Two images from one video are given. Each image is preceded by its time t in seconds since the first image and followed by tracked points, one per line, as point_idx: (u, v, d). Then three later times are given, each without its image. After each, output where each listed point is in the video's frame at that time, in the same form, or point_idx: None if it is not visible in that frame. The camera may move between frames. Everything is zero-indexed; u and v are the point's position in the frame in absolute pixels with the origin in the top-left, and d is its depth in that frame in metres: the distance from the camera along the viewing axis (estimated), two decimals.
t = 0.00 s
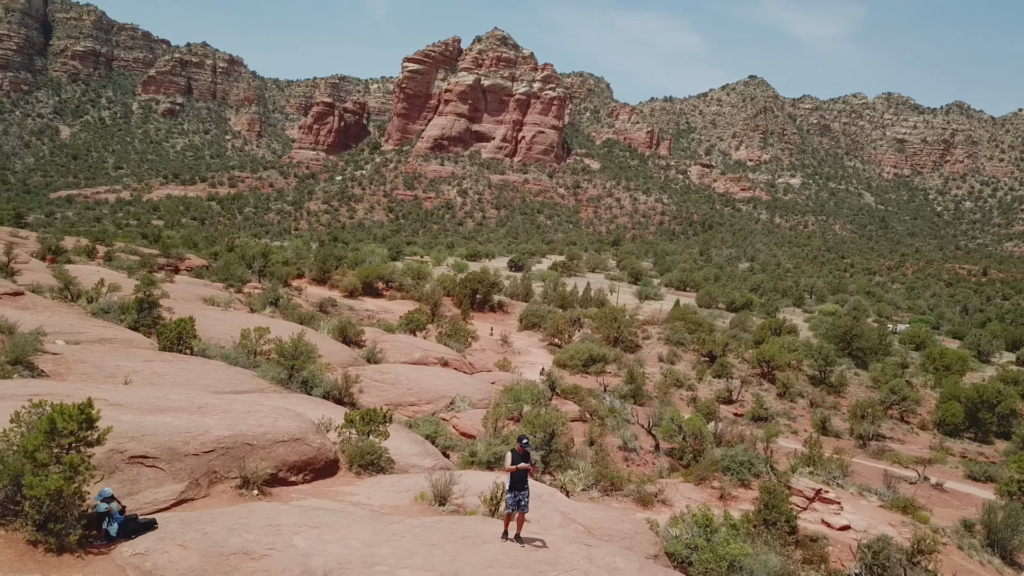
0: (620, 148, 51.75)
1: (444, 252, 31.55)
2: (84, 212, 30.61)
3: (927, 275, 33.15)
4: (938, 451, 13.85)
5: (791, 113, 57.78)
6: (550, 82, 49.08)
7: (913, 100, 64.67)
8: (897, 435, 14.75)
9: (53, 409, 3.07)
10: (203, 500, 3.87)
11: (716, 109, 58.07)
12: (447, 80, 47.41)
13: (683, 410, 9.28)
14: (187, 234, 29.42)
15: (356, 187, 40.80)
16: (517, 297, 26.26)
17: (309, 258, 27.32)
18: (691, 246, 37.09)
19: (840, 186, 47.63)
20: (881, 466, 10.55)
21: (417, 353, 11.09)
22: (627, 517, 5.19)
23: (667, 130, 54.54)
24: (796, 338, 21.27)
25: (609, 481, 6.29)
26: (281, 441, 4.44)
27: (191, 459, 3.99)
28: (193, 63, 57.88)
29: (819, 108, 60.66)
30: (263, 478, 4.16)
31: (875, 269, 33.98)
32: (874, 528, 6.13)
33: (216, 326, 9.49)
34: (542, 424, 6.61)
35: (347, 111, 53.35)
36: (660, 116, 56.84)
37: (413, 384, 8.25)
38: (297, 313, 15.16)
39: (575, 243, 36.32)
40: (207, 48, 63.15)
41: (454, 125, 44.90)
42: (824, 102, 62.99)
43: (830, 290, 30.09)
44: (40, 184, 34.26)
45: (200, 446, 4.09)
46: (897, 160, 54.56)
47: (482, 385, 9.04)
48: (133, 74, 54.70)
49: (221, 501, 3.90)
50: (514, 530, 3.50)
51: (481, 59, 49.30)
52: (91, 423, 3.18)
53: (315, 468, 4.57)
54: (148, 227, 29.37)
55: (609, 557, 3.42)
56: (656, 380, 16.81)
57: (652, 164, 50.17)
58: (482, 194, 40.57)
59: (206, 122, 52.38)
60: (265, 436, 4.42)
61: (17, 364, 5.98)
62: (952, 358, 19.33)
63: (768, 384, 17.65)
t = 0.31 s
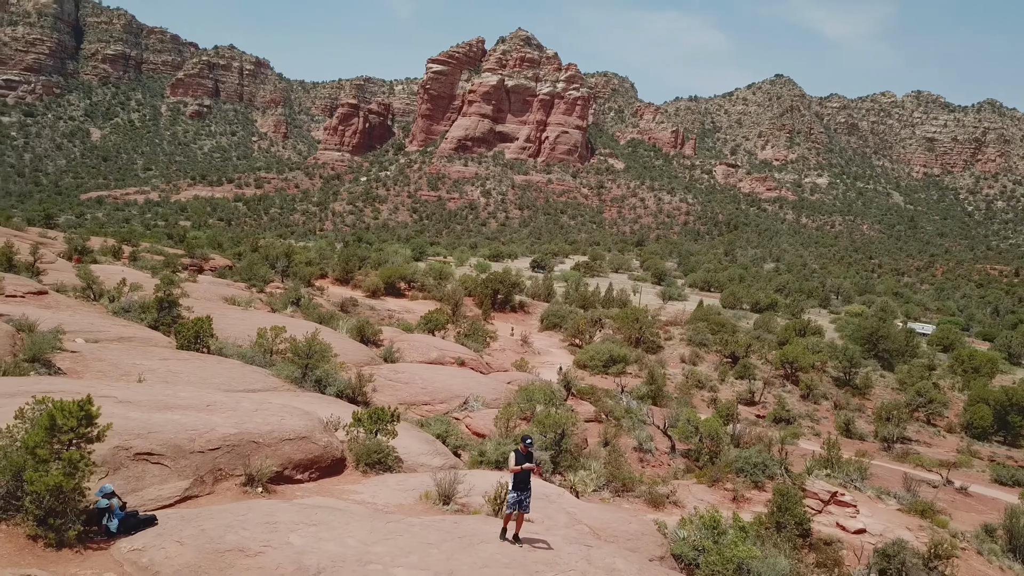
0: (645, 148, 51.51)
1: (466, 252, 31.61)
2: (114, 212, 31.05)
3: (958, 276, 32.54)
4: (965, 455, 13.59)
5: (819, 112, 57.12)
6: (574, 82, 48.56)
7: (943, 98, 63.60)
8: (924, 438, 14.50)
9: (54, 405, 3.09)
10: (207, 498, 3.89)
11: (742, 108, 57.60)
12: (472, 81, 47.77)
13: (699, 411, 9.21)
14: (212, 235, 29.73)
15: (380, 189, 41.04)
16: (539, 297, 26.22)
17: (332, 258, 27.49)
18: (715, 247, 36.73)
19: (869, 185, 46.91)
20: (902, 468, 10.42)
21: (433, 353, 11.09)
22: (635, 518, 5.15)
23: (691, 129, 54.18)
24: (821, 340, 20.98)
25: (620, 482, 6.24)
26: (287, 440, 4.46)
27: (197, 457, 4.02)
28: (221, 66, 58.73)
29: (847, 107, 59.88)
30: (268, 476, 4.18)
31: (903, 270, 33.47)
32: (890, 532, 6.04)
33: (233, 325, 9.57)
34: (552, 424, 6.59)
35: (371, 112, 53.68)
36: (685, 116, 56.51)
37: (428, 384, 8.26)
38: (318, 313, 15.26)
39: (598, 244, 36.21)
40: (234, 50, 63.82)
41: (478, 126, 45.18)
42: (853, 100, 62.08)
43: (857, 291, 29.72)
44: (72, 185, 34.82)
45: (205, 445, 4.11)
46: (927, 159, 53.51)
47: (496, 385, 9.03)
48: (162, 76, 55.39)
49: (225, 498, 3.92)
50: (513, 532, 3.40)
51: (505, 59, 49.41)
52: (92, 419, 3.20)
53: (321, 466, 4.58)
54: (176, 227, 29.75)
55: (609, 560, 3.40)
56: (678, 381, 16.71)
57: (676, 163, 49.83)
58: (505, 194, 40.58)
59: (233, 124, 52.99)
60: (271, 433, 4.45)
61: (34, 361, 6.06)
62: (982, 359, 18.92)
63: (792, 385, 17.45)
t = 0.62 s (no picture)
0: (666, 147, 51.25)
1: (486, 252, 31.63)
2: (138, 213, 31.38)
3: (985, 276, 31.98)
4: (989, 457, 13.34)
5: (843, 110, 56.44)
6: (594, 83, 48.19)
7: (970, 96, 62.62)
8: (946, 440, 14.30)
9: (51, 403, 3.13)
10: (208, 494, 3.91)
11: (764, 107, 57.13)
12: (492, 81, 47.92)
13: (712, 411, 9.14)
14: (234, 235, 29.98)
15: (401, 189, 41.22)
16: (557, 297, 26.15)
17: (352, 258, 27.60)
18: (736, 247, 36.41)
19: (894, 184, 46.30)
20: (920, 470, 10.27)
21: (447, 352, 11.09)
22: (640, 518, 5.11)
23: (713, 129, 53.83)
24: (842, 340, 20.72)
25: (629, 482, 6.20)
26: (291, 438, 4.48)
27: (199, 454, 4.04)
28: (244, 67, 59.34)
29: (872, 105, 59.14)
30: (269, 473, 4.19)
31: (928, 270, 32.99)
32: (902, 535, 5.96)
33: (248, 325, 9.65)
34: (560, 425, 6.56)
35: (392, 113, 53.92)
36: (707, 115, 56.17)
37: (439, 383, 8.27)
38: (335, 312, 15.31)
39: (618, 243, 36.06)
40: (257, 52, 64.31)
41: (497, 126, 45.34)
42: (878, 98, 61.31)
43: (880, 292, 29.34)
44: (97, 186, 35.23)
45: (208, 442, 4.13)
46: (953, 158, 52.68)
47: (508, 385, 9.01)
48: (186, 78, 55.89)
49: (226, 494, 3.94)
50: (510, 531, 3.34)
51: (525, 59, 49.39)
52: (89, 416, 3.24)
53: (325, 464, 4.60)
54: (198, 227, 30.01)
55: (604, 559, 3.37)
56: (696, 381, 16.60)
57: (698, 162, 49.46)
58: (525, 194, 40.55)
59: (255, 125, 53.49)
60: (275, 431, 4.47)
61: (47, 359, 6.14)
62: (1008, 361, 18.58)
63: (812, 386, 17.25)
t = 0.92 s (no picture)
0: (687, 146, 50.91)
1: (505, 252, 31.60)
2: (161, 212, 31.68)
3: (1013, 275, 31.37)
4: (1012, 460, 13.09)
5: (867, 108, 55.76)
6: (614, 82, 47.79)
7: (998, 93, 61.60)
8: (969, 443, 14.07)
9: (47, 400, 3.17)
10: (208, 491, 3.92)
11: (786, 105, 56.62)
12: (512, 81, 48.06)
13: (724, 411, 9.06)
14: (255, 235, 30.18)
15: (421, 189, 41.36)
16: (576, 297, 26.05)
17: (372, 257, 27.67)
18: (758, 246, 36.04)
19: (919, 183, 45.65)
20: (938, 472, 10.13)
21: (460, 351, 11.09)
22: (644, 518, 5.08)
23: (735, 127, 53.43)
24: (864, 341, 20.46)
25: (636, 482, 6.15)
26: (292, 436, 4.50)
27: (199, 451, 4.06)
28: (266, 68, 59.82)
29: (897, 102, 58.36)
30: (270, 471, 4.20)
31: (954, 270, 32.44)
32: (914, 537, 5.86)
33: (261, 324, 9.71)
34: (566, 424, 6.54)
35: (413, 113, 54.06)
36: (728, 114, 55.76)
37: (449, 382, 8.27)
38: (351, 310, 15.35)
39: (639, 243, 35.83)
40: (279, 53, 64.71)
41: (518, 125, 45.41)
42: (903, 96, 60.51)
43: (905, 292, 28.92)
44: (122, 186, 35.58)
45: (210, 438, 4.16)
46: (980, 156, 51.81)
47: (519, 383, 9.00)
48: (209, 79, 56.35)
49: (225, 492, 3.95)
50: (504, 531, 3.32)
51: (545, 59, 49.37)
52: (84, 413, 3.28)
53: (326, 462, 4.61)
54: (219, 226, 30.24)
55: (598, 559, 3.34)
56: (714, 381, 16.45)
57: (720, 161, 49.04)
58: (545, 194, 40.49)
59: (278, 125, 53.88)
60: (276, 429, 4.48)
61: (59, 356, 6.20)
62: None
63: (832, 386, 17.05)
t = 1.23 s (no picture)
0: (708, 145, 50.56)
1: (524, 252, 31.56)
2: (185, 212, 32.02)
3: None
4: None
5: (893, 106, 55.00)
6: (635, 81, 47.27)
7: None
8: (993, 445, 13.83)
9: (47, 397, 3.20)
10: (210, 488, 3.94)
11: (809, 103, 56.09)
12: (533, 80, 48.08)
13: (738, 411, 9.00)
14: (276, 234, 30.38)
15: (441, 189, 41.54)
16: (594, 297, 25.96)
17: (391, 257, 27.75)
18: (780, 246, 35.69)
19: (945, 181, 44.92)
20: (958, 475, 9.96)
21: (474, 350, 11.11)
22: (650, 518, 5.04)
23: (756, 126, 53.00)
24: (887, 341, 20.19)
25: (645, 482, 6.12)
26: (296, 434, 4.52)
27: (203, 449, 4.08)
28: (288, 69, 60.30)
29: (924, 99, 57.46)
30: (273, 469, 4.22)
31: (981, 269, 31.89)
32: (928, 541, 5.76)
33: (275, 322, 9.77)
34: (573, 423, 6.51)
35: (434, 113, 54.12)
36: (750, 112, 55.33)
37: (460, 381, 8.27)
38: (368, 310, 15.40)
39: (660, 242, 35.62)
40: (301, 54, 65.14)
41: (538, 125, 45.43)
42: (929, 94, 59.61)
43: (930, 292, 28.50)
44: (147, 187, 35.99)
45: (214, 436, 4.18)
46: (1009, 154, 50.86)
47: (531, 383, 8.97)
48: (232, 81, 56.86)
49: (228, 489, 3.98)
50: (500, 531, 3.30)
51: (566, 58, 49.29)
52: (84, 410, 3.31)
53: (330, 460, 4.62)
54: (241, 227, 30.49)
55: (595, 560, 3.32)
56: (733, 381, 16.32)
57: (742, 160, 48.58)
58: (565, 193, 40.42)
59: (300, 126, 54.27)
60: (281, 427, 4.51)
61: (72, 354, 6.27)
62: None
63: (852, 388, 16.85)
